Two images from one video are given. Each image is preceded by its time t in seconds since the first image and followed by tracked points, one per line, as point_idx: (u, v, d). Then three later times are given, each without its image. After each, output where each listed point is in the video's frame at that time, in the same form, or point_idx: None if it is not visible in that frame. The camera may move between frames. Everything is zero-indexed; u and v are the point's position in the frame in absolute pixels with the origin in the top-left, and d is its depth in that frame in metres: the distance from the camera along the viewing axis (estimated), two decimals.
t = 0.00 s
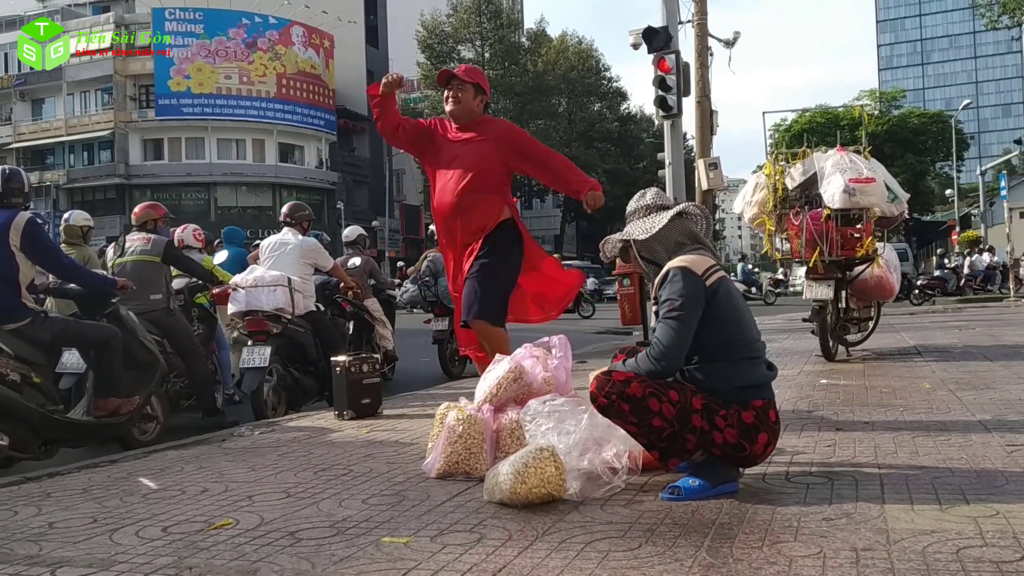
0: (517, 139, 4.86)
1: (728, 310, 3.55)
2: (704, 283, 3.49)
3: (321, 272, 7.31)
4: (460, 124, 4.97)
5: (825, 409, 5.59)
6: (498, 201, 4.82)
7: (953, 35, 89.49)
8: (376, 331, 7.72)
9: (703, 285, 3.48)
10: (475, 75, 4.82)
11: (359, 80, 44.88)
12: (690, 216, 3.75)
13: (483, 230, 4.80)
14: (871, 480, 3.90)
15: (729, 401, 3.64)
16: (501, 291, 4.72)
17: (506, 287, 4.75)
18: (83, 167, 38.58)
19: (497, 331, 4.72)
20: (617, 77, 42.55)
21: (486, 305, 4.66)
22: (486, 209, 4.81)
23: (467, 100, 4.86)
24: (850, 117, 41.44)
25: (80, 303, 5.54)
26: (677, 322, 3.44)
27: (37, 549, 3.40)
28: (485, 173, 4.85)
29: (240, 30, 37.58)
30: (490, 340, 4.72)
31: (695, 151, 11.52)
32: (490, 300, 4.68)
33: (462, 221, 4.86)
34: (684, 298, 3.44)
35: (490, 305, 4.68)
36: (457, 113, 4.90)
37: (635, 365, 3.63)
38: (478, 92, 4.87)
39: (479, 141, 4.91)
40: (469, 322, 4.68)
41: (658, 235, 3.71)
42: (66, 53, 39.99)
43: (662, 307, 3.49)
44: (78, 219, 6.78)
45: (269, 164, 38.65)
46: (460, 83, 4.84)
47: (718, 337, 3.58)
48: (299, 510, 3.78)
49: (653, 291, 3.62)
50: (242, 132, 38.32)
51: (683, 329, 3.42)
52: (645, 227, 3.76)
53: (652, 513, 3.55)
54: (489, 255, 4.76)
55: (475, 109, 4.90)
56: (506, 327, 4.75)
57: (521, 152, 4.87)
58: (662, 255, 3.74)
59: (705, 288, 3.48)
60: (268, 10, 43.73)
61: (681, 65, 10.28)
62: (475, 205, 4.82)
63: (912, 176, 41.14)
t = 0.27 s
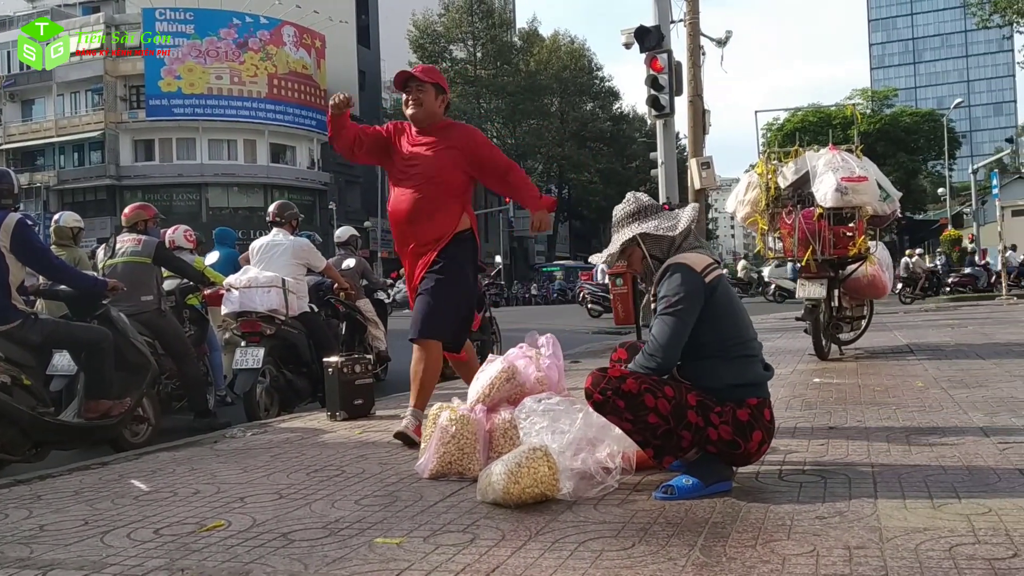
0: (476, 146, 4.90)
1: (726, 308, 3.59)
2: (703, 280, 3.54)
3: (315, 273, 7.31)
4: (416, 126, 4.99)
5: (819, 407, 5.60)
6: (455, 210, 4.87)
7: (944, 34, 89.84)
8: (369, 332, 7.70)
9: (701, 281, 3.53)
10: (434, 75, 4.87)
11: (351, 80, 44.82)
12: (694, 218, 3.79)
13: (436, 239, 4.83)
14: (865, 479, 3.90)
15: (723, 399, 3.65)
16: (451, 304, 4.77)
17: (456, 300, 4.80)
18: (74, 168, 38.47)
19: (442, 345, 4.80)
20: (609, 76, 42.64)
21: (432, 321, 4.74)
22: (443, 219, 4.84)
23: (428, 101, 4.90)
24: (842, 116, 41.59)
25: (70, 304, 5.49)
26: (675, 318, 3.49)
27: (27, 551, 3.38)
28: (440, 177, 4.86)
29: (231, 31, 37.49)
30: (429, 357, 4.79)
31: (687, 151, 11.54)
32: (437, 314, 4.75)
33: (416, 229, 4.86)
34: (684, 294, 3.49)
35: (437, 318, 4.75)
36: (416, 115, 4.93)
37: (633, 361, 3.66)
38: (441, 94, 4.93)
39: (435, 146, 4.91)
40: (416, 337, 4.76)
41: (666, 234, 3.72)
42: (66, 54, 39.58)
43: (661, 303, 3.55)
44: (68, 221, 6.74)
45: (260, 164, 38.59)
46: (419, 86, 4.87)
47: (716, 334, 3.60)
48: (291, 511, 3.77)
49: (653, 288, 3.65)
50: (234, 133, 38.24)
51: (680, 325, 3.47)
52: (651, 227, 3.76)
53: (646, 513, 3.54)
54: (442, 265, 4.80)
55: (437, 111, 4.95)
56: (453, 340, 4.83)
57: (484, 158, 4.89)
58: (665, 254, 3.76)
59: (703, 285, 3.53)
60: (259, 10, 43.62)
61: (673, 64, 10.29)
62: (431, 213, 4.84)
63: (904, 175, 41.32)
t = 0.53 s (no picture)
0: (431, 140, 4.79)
1: (717, 311, 3.59)
2: (690, 283, 3.54)
3: (312, 274, 7.31)
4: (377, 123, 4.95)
5: (815, 407, 5.61)
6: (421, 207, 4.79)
7: (939, 34, 90.23)
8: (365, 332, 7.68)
9: (690, 286, 3.54)
10: (391, 67, 4.83)
11: (346, 80, 44.77)
12: (688, 221, 3.77)
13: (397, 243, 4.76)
14: (860, 479, 3.91)
15: (719, 399, 3.66)
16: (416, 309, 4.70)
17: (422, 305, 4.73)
18: (69, 168, 38.41)
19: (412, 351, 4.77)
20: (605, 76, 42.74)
21: (399, 330, 4.70)
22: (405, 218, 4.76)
23: (386, 94, 4.86)
24: (837, 116, 41.75)
25: (65, 305, 5.47)
26: (662, 322, 3.52)
27: (23, 553, 3.37)
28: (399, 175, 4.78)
29: (227, 30, 37.25)
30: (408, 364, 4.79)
31: (683, 151, 11.55)
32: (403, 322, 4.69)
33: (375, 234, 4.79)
34: (672, 299, 3.51)
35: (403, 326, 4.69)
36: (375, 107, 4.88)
37: (629, 361, 3.69)
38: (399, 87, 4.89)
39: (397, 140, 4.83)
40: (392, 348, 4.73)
41: (658, 241, 3.74)
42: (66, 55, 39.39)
43: (649, 307, 3.57)
44: (63, 221, 6.72)
45: (256, 164, 38.55)
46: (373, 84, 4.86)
47: (708, 336, 3.61)
48: (287, 512, 3.76)
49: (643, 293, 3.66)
50: (229, 133, 38.18)
51: (668, 328, 3.51)
52: (644, 234, 3.78)
53: (642, 513, 3.55)
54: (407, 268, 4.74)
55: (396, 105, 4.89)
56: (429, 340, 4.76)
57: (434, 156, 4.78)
58: (658, 259, 3.78)
59: (691, 289, 3.53)
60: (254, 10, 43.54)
61: (669, 64, 10.31)
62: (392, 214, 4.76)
63: (898, 175, 41.47)
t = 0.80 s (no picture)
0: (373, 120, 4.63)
1: (713, 313, 3.59)
2: (682, 287, 3.55)
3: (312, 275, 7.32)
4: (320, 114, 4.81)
5: (815, 407, 5.62)
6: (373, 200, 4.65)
7: (938, 34, 90.29)
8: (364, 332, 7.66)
9: (681, 289, 3.55)
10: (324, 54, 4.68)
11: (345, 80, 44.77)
12: (683, 223, 3.80)
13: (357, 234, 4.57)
14: (861, 478, 3.91)
15: (718, 399, 3.66)
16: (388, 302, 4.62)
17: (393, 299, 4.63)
18: (67, 168, 38.40)
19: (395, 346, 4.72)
20: (604, 77, 42.82)
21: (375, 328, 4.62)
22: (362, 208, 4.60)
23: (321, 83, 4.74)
24: (836, 116, 41.86)
25: (66, 304, 5.46)
26: (655, 326, 3.56)
27: (24, 553, 3.37)
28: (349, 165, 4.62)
29: (226, 30, 36.93)
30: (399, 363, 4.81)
31: (682, 150, 11.56)
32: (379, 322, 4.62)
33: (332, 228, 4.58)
34: (665, 303, 3.54)
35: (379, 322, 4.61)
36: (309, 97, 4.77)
37: (625, 363, 3.72)
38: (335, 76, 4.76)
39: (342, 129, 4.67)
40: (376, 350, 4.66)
41: (652, 248, 3.78)
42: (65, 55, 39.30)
43: (641, 311, 3.60)
44: (63, 221, 6.72)
45: (255, 164, 38.55)
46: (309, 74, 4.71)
47: (705, 337, 3.62)
48: (288, 512, 3.76)
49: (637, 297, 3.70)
50: (228, 133, 38.15)
51: (660, 330, 3.55)
52: (638, 243, 3.83)
53: (643, 513, 3.55)
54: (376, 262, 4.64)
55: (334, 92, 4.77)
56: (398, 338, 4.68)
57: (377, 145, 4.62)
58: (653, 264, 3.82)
59: (683, 293, 3.55)
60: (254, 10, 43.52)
61: (668, 64, 10.33)
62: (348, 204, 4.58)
63: (897, 176, 41.56)
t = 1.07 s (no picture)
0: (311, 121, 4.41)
1: (710, 314, 3.60)
2: (678, 288, 3.57)
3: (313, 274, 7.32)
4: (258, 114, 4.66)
5: (816, 407, 5.62)
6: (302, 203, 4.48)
7: (938, 35, 90.35)
8: (365, 332, 7.66)
9: (678, 291, 3.57)
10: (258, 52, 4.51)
11: (345, 80, 44.77)
12: (684, 225, 3.81)
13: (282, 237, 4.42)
14: (862, 478, 3.92)
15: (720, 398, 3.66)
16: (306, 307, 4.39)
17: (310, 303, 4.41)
18: (67, 168, 38.41)
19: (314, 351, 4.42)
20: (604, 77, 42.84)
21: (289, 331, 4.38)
22: (289, 209, 4.45)
23: (259, 86, 4.56)
24: (837, 116, 41.88)
25: (66, 305, 5.46)
26: (650, 328, 3.59)
27: (26, 552, 3.37)
28: (277, 166, 4.48)
29: (226, 30, 37.19)
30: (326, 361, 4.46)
31: (682, 150, 11.57)
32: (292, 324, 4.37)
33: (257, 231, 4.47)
34: (662, 304, 3.57)
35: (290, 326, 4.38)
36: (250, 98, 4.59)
37: (622, 362, 3.75)
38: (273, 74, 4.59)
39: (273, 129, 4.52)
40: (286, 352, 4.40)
41: (651, 250, 3.79)
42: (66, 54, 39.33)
43: (640, 310, 3.63)
44: (63, 221, 6.71)
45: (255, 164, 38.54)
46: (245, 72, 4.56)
47: (703, 337, 3.62)
48: (290, 511, 3.77)
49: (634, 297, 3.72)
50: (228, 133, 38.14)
51: (656, 330, 3.59)
52: (638, 243, 3.84)
53: (645, 512, 3.55)
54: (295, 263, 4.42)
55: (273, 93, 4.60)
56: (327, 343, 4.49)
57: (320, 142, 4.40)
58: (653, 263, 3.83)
59: (679, 295, 3.57)
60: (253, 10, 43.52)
61: (668, 64, 10.33)
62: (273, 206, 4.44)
63: (897, 176, 41.57)
